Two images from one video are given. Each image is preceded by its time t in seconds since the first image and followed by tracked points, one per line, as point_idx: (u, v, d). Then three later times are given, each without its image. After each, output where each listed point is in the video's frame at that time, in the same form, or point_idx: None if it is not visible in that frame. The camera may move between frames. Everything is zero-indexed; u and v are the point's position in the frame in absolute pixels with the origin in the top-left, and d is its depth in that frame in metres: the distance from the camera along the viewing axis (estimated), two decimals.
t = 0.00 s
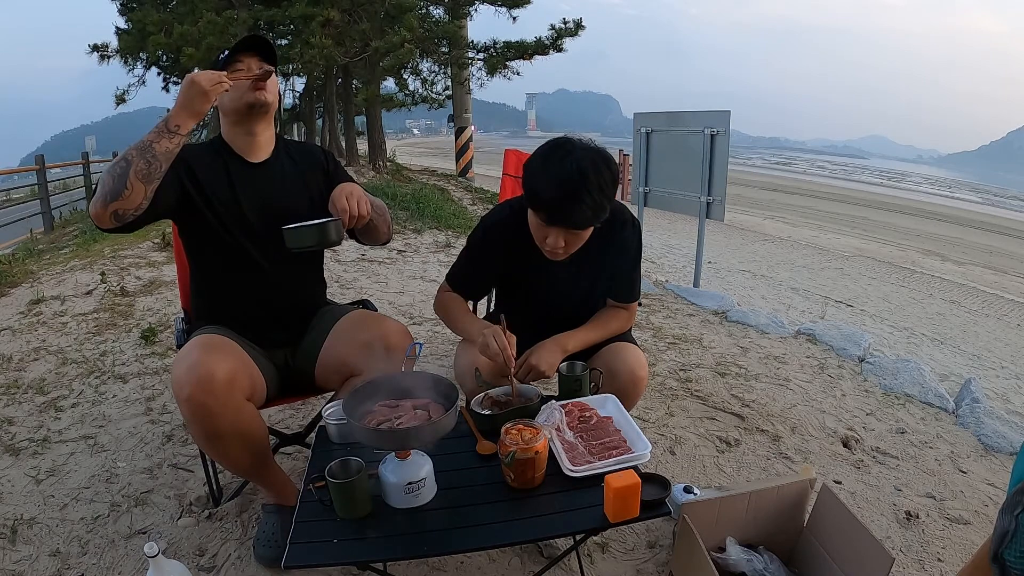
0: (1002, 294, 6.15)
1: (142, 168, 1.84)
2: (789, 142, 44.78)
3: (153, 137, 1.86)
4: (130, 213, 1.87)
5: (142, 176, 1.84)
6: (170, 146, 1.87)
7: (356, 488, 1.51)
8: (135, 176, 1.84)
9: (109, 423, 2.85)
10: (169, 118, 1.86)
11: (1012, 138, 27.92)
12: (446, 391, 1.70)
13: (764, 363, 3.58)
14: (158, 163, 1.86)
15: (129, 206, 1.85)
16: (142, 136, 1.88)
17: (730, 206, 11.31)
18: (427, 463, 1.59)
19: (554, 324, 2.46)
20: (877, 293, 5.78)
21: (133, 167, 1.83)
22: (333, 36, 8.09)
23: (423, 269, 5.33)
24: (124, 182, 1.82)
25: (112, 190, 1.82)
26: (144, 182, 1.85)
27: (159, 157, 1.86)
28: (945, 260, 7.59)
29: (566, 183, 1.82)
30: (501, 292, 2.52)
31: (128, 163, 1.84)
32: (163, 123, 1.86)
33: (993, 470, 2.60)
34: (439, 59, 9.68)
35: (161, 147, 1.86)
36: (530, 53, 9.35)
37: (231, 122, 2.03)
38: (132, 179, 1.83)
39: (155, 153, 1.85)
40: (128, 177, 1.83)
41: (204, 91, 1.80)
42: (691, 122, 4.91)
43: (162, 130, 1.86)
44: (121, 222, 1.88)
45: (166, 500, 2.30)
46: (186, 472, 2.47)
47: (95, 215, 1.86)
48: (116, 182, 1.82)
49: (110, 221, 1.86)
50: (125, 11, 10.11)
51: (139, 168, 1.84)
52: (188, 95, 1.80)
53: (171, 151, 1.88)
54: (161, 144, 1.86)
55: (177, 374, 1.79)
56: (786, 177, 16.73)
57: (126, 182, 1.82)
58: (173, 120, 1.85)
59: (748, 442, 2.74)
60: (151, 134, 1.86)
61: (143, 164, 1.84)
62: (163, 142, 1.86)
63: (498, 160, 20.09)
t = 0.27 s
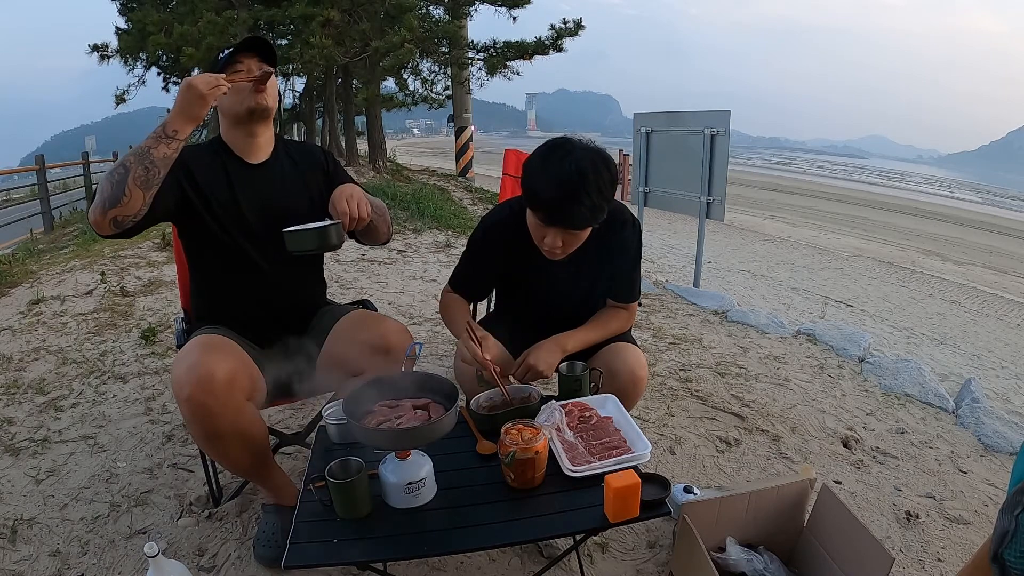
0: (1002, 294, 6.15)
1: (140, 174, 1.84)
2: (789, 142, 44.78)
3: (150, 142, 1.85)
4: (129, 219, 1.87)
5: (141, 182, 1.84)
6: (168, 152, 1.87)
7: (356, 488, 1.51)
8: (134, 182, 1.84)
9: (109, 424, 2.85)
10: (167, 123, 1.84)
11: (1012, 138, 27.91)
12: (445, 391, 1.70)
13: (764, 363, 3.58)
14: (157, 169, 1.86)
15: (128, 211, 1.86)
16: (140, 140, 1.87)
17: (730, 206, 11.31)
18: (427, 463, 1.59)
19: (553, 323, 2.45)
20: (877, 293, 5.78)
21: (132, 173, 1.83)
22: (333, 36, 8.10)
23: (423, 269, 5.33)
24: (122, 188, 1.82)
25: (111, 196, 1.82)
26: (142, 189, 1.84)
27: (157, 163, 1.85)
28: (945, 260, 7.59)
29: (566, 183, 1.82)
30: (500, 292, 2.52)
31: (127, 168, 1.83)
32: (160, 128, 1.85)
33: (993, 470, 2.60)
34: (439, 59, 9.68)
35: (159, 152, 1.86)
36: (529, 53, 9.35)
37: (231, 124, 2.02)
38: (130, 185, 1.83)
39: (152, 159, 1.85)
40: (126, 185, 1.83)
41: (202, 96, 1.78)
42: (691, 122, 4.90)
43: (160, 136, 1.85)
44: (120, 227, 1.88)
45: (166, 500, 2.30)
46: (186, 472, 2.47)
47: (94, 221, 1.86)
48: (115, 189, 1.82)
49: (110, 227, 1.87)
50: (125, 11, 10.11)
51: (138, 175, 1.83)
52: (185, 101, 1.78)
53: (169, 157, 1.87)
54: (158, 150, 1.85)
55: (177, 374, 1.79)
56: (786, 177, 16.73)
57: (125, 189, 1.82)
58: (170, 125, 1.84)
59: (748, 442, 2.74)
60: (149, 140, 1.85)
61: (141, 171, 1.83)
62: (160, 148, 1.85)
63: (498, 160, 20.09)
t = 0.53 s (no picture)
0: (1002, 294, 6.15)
1: (140, 178, 1.84)
2: (789, 142, 44.72)
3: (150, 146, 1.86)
4: (129, 223, 1.87)
5: (140, 186, 1.84)
6: (167, 155, 1.87)
7: (356, 488, 1.51)
8: (134, 187, 1.84)
9: (109, 424, 2.85)
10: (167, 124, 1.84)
11: (1012, 138, 27.90)
12: (445, 391, 1.70)
13: (764, 363, 3.58)
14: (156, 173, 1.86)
15: (128, 216, 1.86)
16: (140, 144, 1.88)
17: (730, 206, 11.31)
18: (427, 463, 1.59)
19: (553, 323, 2.45)
20: (877, 293, 5.78)
21: (131, 178, 1.84)
22: (333, 36, 8.10)
23: (423, 269, 5.33)
24: (122, 193, 1.83)
25: (111, 201, 1.82)
26: (141, 194, 1.85)
27: (157, 167, 1.86)
28: (945, 260, 7.59)
29: (566, 179, 1.82)
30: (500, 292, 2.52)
31: (126, 172, 1.84)
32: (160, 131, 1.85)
33: (993, 470, 2.60)
34: (439, 59, 9.68)
35: (158, 156, 1.86)
36: (530, 53, 9.36)
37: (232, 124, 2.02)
38: (130, 190, 1.84)
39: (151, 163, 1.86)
40: (126, 189, 1.83)
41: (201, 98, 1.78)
42: (691, 122, 4.90)
43: (159, 139, 1.86)
44: (120, 232, 1.89)
45: (166, 500, 2.30)
46: (186, 472, 2.47)
47: (94, 226, 1.87)
48: (115, 193, 1.83)
49: (109, 232, 1.87)
50: (125, 11, 10.10)
51: (137, 179, 1.84)
52: (185, 103, 1.78)
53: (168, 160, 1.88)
54: (157, 154, 1.86)
55: (177, 374, 1.79)
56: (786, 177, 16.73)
57: (124, 194, 1.83)
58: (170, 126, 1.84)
59: (748, 442, 2.74)
60: (149, 143, 1.86)
61: (140, 175, 1.84)
62: (159, 152, 1.86)
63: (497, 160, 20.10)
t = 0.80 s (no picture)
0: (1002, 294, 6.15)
1: (140, 181, 1.84)
2: (789, 142, 44.73)
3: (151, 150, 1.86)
4: (129, 227, 1.88)
5: (140, 190, 1.84)
6: (168, 159, 1.87)
7: (356, 488, 1.51)
8: (134, 191, 1.84)
9: (109, 424, 2.85)
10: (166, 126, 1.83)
11: (1012, 138, 27.90)
12: (445, 390, 1.70)
13: (764, 363, 3.58)
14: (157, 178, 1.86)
15: (128, 220, 1.86)
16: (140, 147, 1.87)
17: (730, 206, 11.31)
18: (427, 463, 1.59)
19: (553, 323, 2.45)
20: (877, 293, 5.78)
21: (131, 182, 1.83)
22: (333, 36, 8.10)
23: (423, 269, 5.33)
24: (122, 197, 1.83)
25: (111, 205, 1.82)
26: (142, 198, 1.85)
27: (157, 171, 1.86)
28: (945, 260, 7.59)
29: (567, 172, 1.82)
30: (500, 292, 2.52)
31: (126, 176, 1.83)
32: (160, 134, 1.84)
33: (993, 470, 2.60)
34: (439, 59, 9.68)
35: (159, 159, 1.86)
36: (529, 53, 9.36)
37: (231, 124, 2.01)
38: (130, 194, 1.83)
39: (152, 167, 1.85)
40: (126, 193, 1.83)
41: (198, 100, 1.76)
42: (691, 122, 4.90)
43: (159, 143, 1.86)
44: (121, 235, 1.89)
45: (166, 500, 2.30)
46: (186, 472, 2.47)
47: (95, 230, 1.87)
48: (115, 197, 1.83)
49: (110, 235, 1.87)
50: (125, 11, 10.11)
51: (137, 183, 1.84)
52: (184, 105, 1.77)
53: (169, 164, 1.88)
54: (158, 158, 1.86)
55: (177, 374, 1.79)
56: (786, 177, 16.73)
57: (125, 198, 1.83)
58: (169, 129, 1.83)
59: (748, 442, 2.74)
60: (149, 147, 1.86)
61: (140, 179, 1.84)
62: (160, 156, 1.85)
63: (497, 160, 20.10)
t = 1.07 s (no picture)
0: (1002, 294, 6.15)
1: (139, 194, 1.83)
2: (789, 142, 44.74)
3: (150, 160, 1.82)
4: (129, 236, 1.90)
5: (139, 203, 1.84)
6: (167, 172, 1.84)
7: (356, 488, 1.51)
8: (133, 203, 1.84)
9: (108, 424, 2.85)
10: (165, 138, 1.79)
11: (1012, 138, 27.89)
12: (445, 390, 1.70)
13: (764, 363, 3.58)
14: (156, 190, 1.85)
15: (126, 230, 1.87)
16: (140, 155, 1.84)
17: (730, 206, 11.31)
18: (427, 463, 1.59)
19: (554, 322, 2.45)
20: (877, 293, 5.78)
21: (131, 195, 1.83)
22: (333, 36, 8.10)
23: (423, 269, 5.33)
24: (121, 208, 1.83)
25: (111, 216, 1.83)
26: (141, 211, 1.85)
27: (156, 184, 1.83)
28: (945, 260, 7.59)
29: (565, 167, 1.82)
30: (501, 291, 2.52)
31: (126, 188, 1.82)
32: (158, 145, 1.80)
33: (993, 470, 2.60)
34: (439, 59, 9.68)
35: (158, 172, 1.83)
36: (529, 53, 9.36)
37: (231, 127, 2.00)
38: (129, 207, 1.84)
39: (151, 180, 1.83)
40: (126, 206, 1.83)
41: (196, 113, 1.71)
42: (691, 122, 4.91)
43: (158, 155, 1.81)
44: (120, 243, 1.91)
45: (166, 500, 2.30)
46: (186, 472, 2.47)
47: (95, 237, 1.89)
48: (115, 209, 1.83)
49: (110, 244, 1.90)
50: (125, 11, 10.11)
51: (136, 197, 1.83)
52: (180, 119, 1.72)
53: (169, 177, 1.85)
54: (157, 170, 1.82)
55: (177, 374, 1.79)
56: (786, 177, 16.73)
57: (124, 211, 1.83)
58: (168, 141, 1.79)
59: (748, 442, 2.74)
60: (147, 158, 1.82)
61: (139, 192, 1.83)
62: (159, 169, 1.82)
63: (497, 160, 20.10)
